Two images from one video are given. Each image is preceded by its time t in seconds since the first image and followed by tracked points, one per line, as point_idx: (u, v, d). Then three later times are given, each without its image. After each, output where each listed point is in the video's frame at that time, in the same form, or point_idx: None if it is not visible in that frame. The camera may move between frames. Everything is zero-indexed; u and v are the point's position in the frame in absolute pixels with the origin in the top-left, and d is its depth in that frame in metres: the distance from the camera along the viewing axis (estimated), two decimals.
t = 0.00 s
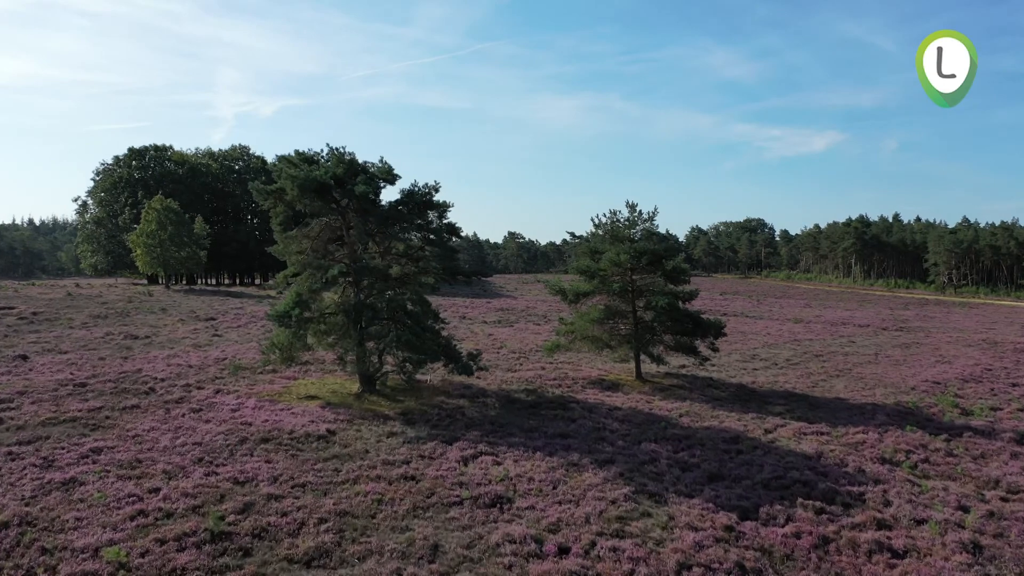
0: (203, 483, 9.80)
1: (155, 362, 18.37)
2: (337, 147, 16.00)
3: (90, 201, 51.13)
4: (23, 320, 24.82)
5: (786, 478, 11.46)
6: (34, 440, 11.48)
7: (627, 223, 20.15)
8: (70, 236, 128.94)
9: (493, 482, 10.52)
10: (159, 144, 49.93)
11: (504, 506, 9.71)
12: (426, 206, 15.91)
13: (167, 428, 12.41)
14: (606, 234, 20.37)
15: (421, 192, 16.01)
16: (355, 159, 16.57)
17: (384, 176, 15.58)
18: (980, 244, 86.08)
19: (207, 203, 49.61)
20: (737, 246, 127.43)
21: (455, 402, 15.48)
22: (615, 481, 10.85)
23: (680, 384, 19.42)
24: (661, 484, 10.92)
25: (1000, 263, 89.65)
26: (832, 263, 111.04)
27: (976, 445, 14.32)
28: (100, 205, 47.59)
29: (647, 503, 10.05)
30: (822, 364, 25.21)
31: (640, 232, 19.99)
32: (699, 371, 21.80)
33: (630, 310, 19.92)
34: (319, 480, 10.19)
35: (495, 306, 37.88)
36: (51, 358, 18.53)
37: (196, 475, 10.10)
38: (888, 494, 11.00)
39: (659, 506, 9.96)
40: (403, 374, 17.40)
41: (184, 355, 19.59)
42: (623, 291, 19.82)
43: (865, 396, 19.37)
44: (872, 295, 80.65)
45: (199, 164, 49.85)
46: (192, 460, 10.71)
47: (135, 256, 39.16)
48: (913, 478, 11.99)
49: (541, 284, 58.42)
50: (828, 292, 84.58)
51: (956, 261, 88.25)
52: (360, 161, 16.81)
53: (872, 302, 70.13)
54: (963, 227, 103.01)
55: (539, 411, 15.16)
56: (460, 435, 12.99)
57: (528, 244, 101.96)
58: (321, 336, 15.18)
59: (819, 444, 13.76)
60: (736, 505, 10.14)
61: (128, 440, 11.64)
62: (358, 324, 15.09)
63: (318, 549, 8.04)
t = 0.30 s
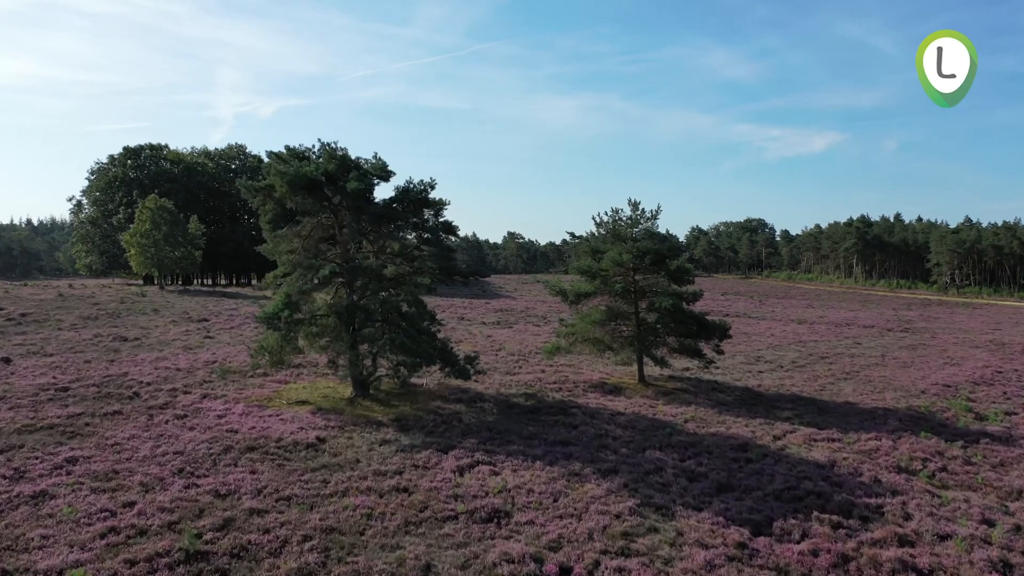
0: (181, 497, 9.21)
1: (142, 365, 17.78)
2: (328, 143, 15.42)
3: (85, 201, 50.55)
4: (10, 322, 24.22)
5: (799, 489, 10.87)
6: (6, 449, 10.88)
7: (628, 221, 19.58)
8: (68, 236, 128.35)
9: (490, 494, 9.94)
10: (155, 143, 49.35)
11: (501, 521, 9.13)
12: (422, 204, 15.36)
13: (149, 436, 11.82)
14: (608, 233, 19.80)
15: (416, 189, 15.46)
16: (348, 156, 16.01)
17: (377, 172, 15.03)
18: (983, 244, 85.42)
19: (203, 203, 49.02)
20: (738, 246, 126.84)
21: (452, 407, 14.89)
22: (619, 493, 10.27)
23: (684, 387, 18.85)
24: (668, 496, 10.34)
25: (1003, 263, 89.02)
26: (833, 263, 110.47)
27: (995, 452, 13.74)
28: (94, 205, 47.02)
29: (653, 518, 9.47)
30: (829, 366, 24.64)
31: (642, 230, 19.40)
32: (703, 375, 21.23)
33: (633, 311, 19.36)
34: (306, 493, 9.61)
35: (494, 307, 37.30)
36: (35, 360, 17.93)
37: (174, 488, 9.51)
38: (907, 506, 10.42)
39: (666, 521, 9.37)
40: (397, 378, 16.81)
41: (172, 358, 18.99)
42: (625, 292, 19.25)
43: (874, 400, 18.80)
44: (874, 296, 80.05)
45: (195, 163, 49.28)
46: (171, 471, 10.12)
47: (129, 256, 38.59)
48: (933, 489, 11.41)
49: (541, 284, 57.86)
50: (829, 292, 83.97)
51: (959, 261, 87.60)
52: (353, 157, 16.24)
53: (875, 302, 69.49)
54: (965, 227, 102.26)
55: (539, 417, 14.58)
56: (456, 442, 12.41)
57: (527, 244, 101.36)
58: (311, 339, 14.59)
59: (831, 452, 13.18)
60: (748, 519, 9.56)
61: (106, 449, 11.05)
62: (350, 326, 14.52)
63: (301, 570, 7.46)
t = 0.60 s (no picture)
0: (160, 511, 8.67)
1: (131, 368, 17.26)
2: (321, 139, 14.91)
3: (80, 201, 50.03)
4: None
5: (811, 500, 10.35)
6: None
7: (630, 220, 19.02)
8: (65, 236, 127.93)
9: (487, 507, 9.42)
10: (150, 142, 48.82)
11: (498, 536, 8.61)
12: (417, 201, 14.87)
13: (131, 443, 11.30)
14: (610, 232, 19.26)
15: (412, 186, 14.97)
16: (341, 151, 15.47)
17: (371, 168, 14.53)
18: (985, 244, 84.79)
19: (199, 203, 48.50)
20: (738, 246, 126.31)
21: (448, 412, 14.37)
22: (623, 504, 9.75)
23: (688, 391, 18.34)
24: (674, 508, 9.82)
25: (1005, 263, 88.41)
26: (834, 263, 109.89)
27: (1012, 459, 13.22)
28: (89, 205, 46.52)
29: (660, 532, 8.95)
30: (835, 369, 24.12)
31: (645, 229, 18.79)
32: (707, 378, 20.70)
33: (635, 313, 18.84)
34: (292, 506, 9.08)
35: (493, 308, 36.78)
36: (20, 364, 17.40)
37: (153, 500, 8.98)
38: (926, 518, 9.90)
39: (674, 536, 8.85)
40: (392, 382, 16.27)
41: (162, 360, 18.46)
42: (627, 293, 18.73)
43: (884, 404, 18.29)
44: (876, 296, 79.48)
45: (191, 163, 48.76)
46: (151, 482, 9.60)
47: (124, 256, 38.08)
48: (951, 499, 10.89)
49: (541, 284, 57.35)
50: (830, 292, 83.37)
51: (960, 261, 87.00)
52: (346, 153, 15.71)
53: (877, 303, 68.89)
54: (967, 227, 101.60)
55: (539, 422, 14.07)
56: (453, 450, 11.88)
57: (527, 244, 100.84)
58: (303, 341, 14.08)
59: (842, 459, 12.66)
60: (759, 533, 9.04)
61: (85, 458, 10.53)
62: (341, 329, 13.96)
63: None
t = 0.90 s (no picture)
0: (139, 524, 8.21)
1: (119, 371, 16.79)
2: (314, 136, 14.47)
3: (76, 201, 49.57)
4: None
5: (824, 511, 9.89)
6: None
7: (632, 219, 18.57)
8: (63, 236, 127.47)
9: (484, 519, 8.96)
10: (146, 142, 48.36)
11: (496, 551, 8.15)
12: (413, 200, 14.45)
13: (113, 451, 10.84)
14: (611, 232, 18.81)
15: (407, 184, 14.55)
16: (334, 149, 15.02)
17: (365, 166, 14.11)
18: (987, 245, 84.20)
19: (195, 203, 48.02)
20: (738, 247, 125.81)
21: (445, 417, 13.91)
22: (627, 516, 9.29)
23: (692, 394, 17.88)
24: (680, 519, 9.36)
25: (1008, 263, 87.82)
26: (835, 264, 109.35)
27: None
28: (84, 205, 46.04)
29: (666, 546, 8.49)
30: (841, 371, 23.64)
31: (648, 228, 18.33)
32: (711, 381, 20.24)
33: (637, 314, 18.39)
34: (278, 519, 8.62)
35: (492, 309, 36.30)
36: (6, 367, 16.93)
37: (133, 513, 8.52)
38: (945, 530, 9.44)
39: (681, 550, 8.38)
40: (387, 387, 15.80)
41: (152, 363, 17.99)
42: (628, 294, 18.28)
43: (892, 407, 17.83)
44: (877, 296, 78.92)
45: (188, 162, 48.30)
46: (131, 493, 9.14)
47: (118, 256, 37.62)
48: (969, 509, 10.43)
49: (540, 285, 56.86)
50: (832, 292, 82.81)
51: (962, 261, 86.43)
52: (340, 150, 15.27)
53: (879, 303, 68.32)
54: (969, 227, 101.07)
55: (538, 428, 13.61)
56: (449, 458, 11.42)
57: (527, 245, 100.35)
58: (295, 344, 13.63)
59: (854, 467, 12.21)
60: (771, 547, 8.58)
61: (64, 467, 10.07)
62: (334, 331, 13.48)
63: None
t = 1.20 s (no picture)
0: (117, 538, 7.81)
1: (109, 374, 16.39)
2: (308, 132, 14.08)
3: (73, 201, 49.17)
4: None
5: (835, 521, 9.48)
6: None
7: (634, 218, 18.16)
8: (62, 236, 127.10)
9: (481, 530, 8.56)
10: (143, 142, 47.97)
11: (493, 565, 7.74)
12: (409, 198, 14.07)
13: (97, 458, 10.44)
14: (612, 231, 18.42)
15: (403, 181, 14.16)
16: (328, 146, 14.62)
17: (360, 163, 13.72)
18: (990, 245, 83.63)
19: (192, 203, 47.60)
20: (739, 247, 125.36)
21: (441, 422, 13.51)
22: (630, 527, 8.89)
23: (695, 397, 17.47)
24: (686, 530, 8.96)
25: (1010, 263, 87.23)
26: (836, 263, 108.85)
27: None
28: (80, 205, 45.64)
29: (672, 559, 8.09)
30: (846, 373, 23.23)
31: (649, 227, 17.92)
32: (714, 383, 19.82)
33: (639, 315, 17.98)
34: (265, 531, 8.22)
35: (491, 309, 35.89)
36: None
37: (112, 525, 8.12)
38: (962, 542, 9.03)
39: (688, 564, 7.98)
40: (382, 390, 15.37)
41: (143, 366, 17.59)
42: (630, 294, 17.88)
43: (901, 410, 17.41)
44: (879, 297, 78.46)
45: (185, 162, 47.89)
46: (112, 503, 8.73)
47: (114, 256, 37.22)
48: (986, 518, 10.02)
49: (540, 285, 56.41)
50: (833, 293, 82.34)
51: (964, 261, 85.90)
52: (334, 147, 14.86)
53: (881, 304, 67.82)
54: (971, 227, 100.38)
55: (538, 433, 13.21)
56: (445, 464, 11.02)
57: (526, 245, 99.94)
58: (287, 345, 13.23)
59: (864, 473, 11.80)
60: (782, 560, 8.18)
61: (44, 475, 9.67)
62: (327, 333, 13.04)
63: None
